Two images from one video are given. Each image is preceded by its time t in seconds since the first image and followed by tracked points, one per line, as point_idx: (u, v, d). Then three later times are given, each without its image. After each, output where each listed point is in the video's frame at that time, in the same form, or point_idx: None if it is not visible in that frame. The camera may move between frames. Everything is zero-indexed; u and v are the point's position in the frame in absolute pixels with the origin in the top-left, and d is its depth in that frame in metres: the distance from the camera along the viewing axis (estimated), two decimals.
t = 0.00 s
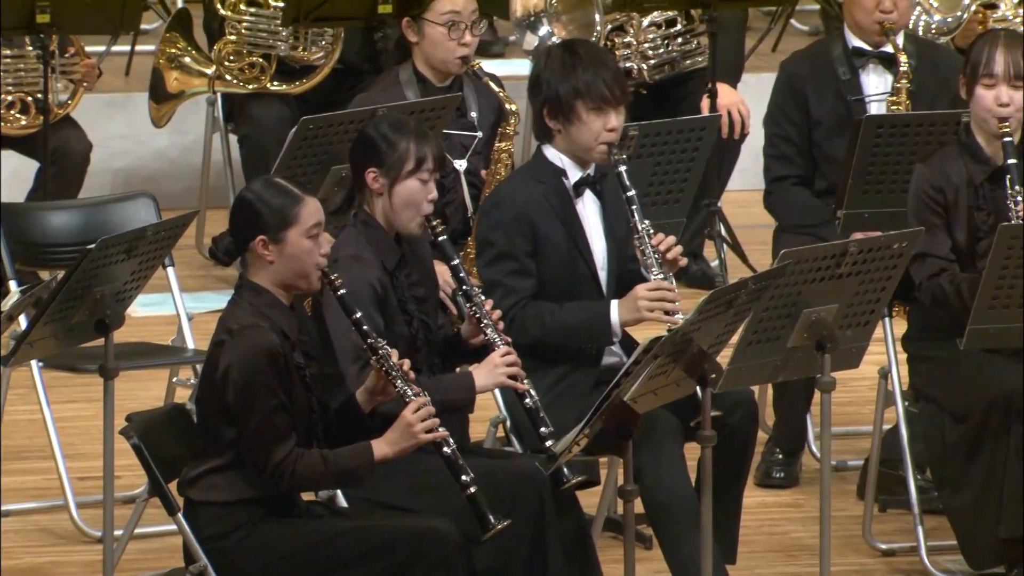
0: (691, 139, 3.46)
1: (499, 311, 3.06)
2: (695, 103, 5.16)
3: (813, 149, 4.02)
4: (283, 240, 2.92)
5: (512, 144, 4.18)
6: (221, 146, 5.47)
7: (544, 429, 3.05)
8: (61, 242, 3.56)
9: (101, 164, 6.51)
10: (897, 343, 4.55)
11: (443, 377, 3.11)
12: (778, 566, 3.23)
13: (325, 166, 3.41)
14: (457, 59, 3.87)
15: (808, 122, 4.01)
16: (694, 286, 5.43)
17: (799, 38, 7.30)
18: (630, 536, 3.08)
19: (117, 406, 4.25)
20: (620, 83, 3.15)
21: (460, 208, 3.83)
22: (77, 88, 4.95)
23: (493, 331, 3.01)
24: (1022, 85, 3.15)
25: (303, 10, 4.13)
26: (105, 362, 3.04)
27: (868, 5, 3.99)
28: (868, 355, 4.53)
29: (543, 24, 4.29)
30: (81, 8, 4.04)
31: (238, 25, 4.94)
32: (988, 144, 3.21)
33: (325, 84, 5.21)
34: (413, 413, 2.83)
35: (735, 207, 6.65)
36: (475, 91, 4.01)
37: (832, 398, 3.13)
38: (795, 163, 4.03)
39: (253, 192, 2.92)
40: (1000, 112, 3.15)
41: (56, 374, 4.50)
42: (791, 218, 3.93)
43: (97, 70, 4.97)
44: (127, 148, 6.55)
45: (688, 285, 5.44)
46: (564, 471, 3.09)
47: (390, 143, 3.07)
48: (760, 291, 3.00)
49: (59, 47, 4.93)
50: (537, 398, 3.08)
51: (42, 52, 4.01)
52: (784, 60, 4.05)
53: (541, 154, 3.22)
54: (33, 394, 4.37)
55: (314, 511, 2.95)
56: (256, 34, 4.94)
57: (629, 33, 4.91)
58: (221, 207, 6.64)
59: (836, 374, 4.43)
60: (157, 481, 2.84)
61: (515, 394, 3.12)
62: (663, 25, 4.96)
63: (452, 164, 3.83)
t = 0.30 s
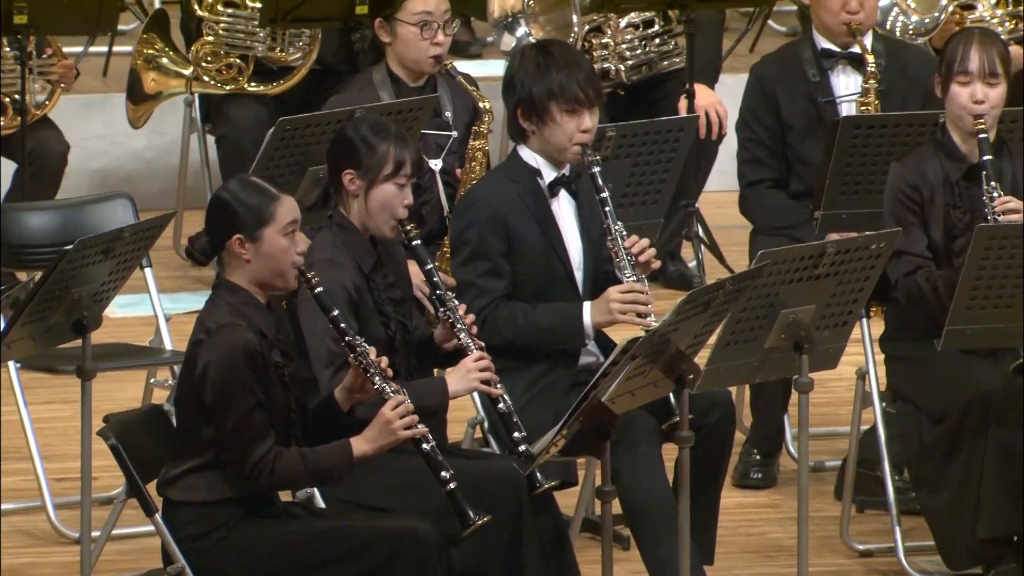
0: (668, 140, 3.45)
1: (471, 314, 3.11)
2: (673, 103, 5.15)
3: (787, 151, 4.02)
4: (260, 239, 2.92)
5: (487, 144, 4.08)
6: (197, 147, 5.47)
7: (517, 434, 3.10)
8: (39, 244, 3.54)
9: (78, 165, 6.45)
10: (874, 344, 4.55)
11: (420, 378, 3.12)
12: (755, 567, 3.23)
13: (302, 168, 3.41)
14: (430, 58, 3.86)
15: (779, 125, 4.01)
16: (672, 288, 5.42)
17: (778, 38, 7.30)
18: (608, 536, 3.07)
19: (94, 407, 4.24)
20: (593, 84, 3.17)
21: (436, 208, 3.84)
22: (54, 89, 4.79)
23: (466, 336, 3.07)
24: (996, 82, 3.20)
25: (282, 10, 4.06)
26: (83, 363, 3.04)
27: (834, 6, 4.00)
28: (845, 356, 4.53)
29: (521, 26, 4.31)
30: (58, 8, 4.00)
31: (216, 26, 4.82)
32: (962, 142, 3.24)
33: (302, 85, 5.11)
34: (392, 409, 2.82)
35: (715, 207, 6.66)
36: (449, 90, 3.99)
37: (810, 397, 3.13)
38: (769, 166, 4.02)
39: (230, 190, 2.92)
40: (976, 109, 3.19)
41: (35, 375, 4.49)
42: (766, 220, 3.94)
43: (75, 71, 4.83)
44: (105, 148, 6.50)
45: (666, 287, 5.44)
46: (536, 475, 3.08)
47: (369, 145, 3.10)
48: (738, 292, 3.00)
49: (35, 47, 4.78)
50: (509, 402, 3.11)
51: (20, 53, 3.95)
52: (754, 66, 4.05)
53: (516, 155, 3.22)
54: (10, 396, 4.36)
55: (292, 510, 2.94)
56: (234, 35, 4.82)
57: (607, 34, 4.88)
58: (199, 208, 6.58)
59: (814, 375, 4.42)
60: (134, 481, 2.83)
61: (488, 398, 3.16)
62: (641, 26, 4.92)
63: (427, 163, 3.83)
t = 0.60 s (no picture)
0: (647, 142, 3.45)
1: (451, 316, 3.12)
2: (651, 105, 5.15)
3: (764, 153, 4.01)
4: (240, 241, 2.92)
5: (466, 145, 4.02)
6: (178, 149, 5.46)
7: (496, 436, 3.11)
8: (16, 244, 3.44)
9: (57, 166, 6.50)
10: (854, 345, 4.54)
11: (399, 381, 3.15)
12: (735, 568, 3.23)
13: (283, 169, 3.40)
14: (407, 59, 3.87)
15: (754, 128, 4.00)
16: (652, 288, 5.41)
17: (756, 40, 7.24)
18: (587, 537, 3.08)
19: (73, 409, 4.24)
20: (577, 88, 3.16)
21: (414, 209, 3.83)
22: (35, 91, 4.68)
23: (445, 338, 3.08)
24: (974, 86, 3.18)
25: (262, 12, 3.92)
26: (63, 364, 3.03)
27: (805, 9, 3.97)
28: (825, 357, 4.52)
29: (500, 27, 4.23)
30: (38, 8, 3.64)
31: (195, 27, 4.76)
32: (940, 144, 3.24)
33: (280, 86, 4.99)
34: (368, 414, 2.83)
35: (694, 208, 6.65)
36: (426, 90, 3.98)
37: (789, 399, 3.13)
38: (744, 171, 4.01)
39: (211, 192, 2.91)
40: (953, 114, 3.18)
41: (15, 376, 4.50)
42: (745, 223, 3.92)
43: (53, 73, 4.71)
44: (83, 150, 6.54)
45: (646, 288, 5.43)
46: (517, 478, 3.08)
47: (349, 148, 3.11)
48: (718, 293, 3.00)
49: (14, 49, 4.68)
50: (488, 406, 3.12)
51: None
52: (727, 69, 4.03)
53: (498, 156, 3.22)
54: None
55: (270, 512, 2.94)
56: (213, 37, 4.76)
57: (587, 36, 4.75)
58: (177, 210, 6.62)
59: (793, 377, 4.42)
60: (113, 483, 2.82)
61: (466, 400, 3.16)
62: (621, 27, 4.80)
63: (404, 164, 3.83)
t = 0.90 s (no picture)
0: (624, 144, 3.46)
1: (428, 320, 3.12)
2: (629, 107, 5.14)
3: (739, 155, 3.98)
4: (217, 246, 2.91)
5: (442, 146, 3.98)
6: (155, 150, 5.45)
7: (472, 438, 3.11)
8: None
9: (34, 168, 6.55)
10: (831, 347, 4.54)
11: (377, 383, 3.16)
12: (712, 569, 3.23)
13: (260, 171, 3.40)
14: (383, 62, 3.84)
15: (729, 132, 3.97)
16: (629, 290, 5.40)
17: (733, 42, 7.26)
18: (565, 539, 3.08)
19: (51, 410, 4.24)
20: (563, 93, 3.14)
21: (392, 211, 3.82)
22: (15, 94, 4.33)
23: (422, 341, 3.07)
24: (949, 92, 3.18)
25: (239, 14, 3.86)
26: (40, 366, 3.03)
27: (777, 13, 3.94)
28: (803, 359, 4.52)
29: (477, 28, 4.23)
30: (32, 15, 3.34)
31: (172, 29, 4.74)
32: (915, 150, 3.24)
33: (258, 88, 4.94)
34: (341, 423, 2.85)
35: (671, 210, 6.66)
36: (402, 93, 3.97)
37: (766, 401, 3.13)
38: (720, 175, 3.98)
39: (189, 196, 2.91)
40: (929, 120, 3.18)
41: None
42: (721, 227, 3.92)
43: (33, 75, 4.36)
44: (60, 152, 6.61)
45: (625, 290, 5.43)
46: (494, 481, 3.09)
47: (327, 150, 3.12)
48: (695, 295, 2.99)
49: None
50: (464, 407, 3.12)
51: None
52: (699, 74, 4.01)
53: (482, 161, 3.20)
54: None
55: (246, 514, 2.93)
56: (189, 38, 4.74)
57: (564, 36, 4.68)
58: (155, 212, 6.68)
59: (771, 379, 4.42)
60: (89, 486, 2.82)
61: (444, 403, 3.17)
62: (597, 28, 4.73)
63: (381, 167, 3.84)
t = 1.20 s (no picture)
0: (599, 146, 3.46)
1: (403, 324, 3.10)
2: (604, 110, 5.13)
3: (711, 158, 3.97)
4: (189, 250, 2.91)
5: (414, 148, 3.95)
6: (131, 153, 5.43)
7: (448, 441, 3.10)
8: None
9: (9, 171, 6.59)
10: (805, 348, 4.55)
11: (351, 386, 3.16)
12: (687, 573, 3.23)
13: (233, 173, 3.39)
14: (355, 64, 3.83)
15: (702, 137, 3.95)
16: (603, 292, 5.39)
17: (707, 46, 7.28)
18: (539, 543, 3.08)
19: (25, 414, 4.24)
20: (539, 90, 3.12)
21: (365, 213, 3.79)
22: None
23: (397, 345, 3.06)
24: (922, 96, 3.21)
25: (212, 18, 3.95)
26: (13, 369, 3.01)
27: (747, 16, 3.92)
28: (778, 362, 4.52)
29: (450, 32, 4.32)
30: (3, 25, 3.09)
31: (146, 32, 4.68)
32: (888, 153, 3.26)
33: (233, 91, 4.97)
34: (314, 429, 2.83)
35: (645, 214, 6.67)
36: (376, 95, 3.96)
37: (740, 404, 3.13)
38: (694, 178, 3.96)
39: (161, 201, 2.90)
40: (902, 123, 3.20)
41: None
42: (692, 231, 3.91)
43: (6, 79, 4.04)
44: (35, 155, 6.64)
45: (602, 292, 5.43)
46: (469, 483, 3.09)
47: (302, 153, 3.12)
48: (671, 298, 2.99)
49: None
50: (441, 411, 3.13)
51: None
52: (671, 79, 3.98)
53: (462, 164, 3.18)
54: None
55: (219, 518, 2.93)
56: (163, 41, 4.69)
57: (538, 40, 4.67)
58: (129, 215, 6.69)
59: (745, 382, 4.42)
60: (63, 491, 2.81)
61: (419, 406, 3.16)
62: (571, 32, 4.72)
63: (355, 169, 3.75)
